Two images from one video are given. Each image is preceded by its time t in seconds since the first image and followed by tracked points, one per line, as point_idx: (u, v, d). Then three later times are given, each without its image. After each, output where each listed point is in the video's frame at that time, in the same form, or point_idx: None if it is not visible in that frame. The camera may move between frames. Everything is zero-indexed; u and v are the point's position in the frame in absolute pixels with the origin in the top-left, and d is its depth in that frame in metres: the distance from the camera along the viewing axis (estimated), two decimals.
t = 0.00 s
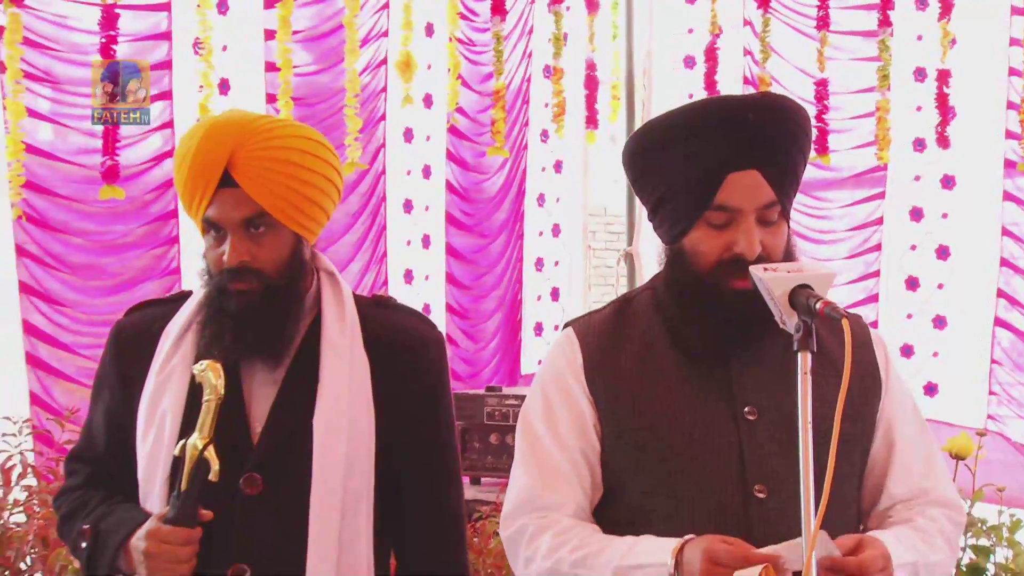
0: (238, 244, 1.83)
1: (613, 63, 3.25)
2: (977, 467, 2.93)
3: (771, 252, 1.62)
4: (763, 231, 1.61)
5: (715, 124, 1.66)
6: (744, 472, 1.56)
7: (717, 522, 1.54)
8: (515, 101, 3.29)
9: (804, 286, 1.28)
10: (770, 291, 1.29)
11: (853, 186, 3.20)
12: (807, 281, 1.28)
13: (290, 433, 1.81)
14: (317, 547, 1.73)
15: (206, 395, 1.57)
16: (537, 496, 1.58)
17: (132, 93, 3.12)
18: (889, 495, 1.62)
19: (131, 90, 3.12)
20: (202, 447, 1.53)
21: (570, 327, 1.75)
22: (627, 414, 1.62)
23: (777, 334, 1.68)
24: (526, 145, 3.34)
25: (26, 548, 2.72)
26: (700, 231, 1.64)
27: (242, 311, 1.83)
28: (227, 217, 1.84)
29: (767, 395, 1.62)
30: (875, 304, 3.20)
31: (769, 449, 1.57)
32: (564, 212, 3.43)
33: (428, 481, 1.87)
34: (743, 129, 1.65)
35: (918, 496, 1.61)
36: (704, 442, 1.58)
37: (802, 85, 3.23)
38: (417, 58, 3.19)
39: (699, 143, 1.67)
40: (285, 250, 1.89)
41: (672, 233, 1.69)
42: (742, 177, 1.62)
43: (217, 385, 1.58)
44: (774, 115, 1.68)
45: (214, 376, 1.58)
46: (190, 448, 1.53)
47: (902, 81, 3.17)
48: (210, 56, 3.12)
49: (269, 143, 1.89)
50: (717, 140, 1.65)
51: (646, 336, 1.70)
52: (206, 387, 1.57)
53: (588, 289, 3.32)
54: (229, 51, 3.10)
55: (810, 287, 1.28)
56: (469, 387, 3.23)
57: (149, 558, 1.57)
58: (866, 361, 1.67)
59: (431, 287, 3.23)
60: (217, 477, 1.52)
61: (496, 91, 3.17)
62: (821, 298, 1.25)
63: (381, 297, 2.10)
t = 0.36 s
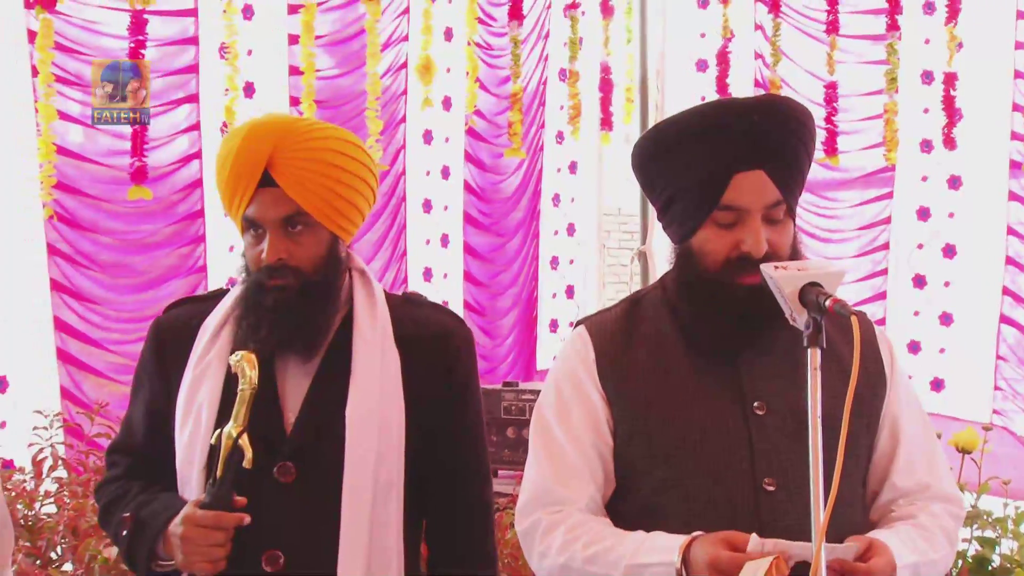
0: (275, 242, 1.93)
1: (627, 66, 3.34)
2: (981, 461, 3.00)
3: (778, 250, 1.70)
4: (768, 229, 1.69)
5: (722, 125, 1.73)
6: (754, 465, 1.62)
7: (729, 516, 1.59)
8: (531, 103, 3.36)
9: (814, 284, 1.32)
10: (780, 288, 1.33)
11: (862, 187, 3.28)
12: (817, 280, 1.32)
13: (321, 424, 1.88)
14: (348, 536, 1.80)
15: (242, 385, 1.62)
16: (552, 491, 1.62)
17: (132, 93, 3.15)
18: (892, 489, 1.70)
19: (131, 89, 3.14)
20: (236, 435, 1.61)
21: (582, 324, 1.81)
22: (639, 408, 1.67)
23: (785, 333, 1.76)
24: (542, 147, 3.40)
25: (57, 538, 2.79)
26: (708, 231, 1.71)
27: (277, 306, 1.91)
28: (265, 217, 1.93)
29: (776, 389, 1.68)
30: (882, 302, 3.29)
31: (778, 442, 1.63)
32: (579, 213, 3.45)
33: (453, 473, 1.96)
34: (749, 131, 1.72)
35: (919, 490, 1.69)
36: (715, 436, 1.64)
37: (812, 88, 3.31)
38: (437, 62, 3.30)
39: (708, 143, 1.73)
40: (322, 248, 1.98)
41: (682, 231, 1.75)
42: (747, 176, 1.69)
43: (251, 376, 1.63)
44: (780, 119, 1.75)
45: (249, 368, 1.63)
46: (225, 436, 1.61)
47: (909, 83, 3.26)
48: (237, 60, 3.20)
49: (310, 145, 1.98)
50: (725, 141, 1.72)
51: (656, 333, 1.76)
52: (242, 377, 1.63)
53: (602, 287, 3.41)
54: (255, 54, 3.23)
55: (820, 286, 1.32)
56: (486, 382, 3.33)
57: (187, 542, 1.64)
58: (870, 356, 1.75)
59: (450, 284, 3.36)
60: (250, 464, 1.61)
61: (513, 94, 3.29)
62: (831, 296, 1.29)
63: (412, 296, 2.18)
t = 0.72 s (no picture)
0: (291, 239, 2.01)
1: (634, 72, 3.43)
2: (981, 456, 3.08)
3: (778, 248, 1.77)
4: (771, 231, 1.77)
5: (726, 129, 1.81)
6: (757, 460, 1.69)
7: (732, 507, 1.68)
8: (540, 107, 3.45)
9: (817, 284, 1.35)
10: (784, 287, 1.37)
11: (864, 189, 3.36)
12: (820, 280, 1.35)
13: (339, 422, 1.95)
14: (366, 529, 1.87)
15: (261, 387, 1.64)
16: (558, 484, 1.71)
17: (133, 95, 3.20)
18: (893, 484, 1.77)
19: (131, 90, 3.20)
20: (256, 435, 1.64)
21: (590, 322, 1.89)
22: (646, 405, 1.75)
23: (788, 330, 1.82)
24: (551, 150, 3.49)
25: (80, 530, 2.84)
26: (711, 231, 1.79)
27: (293, 303, 1.98)
28: (280, 214, 2.01)
29: (780, 386, 1.75)
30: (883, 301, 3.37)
31: (781, 438, 1.71)
32: (587, 213, 3.54)
33: (466, 470, 2.04)
34: (757, 139, 1.79)
35: (918, 486, 1.76)
36: (720, 432, 1.71)
37: (815, 93, 3.40)
38: (449, 68, 3.39)
39: (712, 147, 1.81)
40: (336, 245, 2.06)
41: (687, 232, 1.84)
42: (750, 180, 1.77)
43: (270, 377, 1.65)
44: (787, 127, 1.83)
45: (267, 370, 1.65)
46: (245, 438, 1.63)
47: (910, 88, 3.34)
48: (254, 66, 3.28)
49: (325, 145, 2.06)
50: (728, 145, 1.80)
51: (663, 331, 1.83)
52: (260, 378, 1.65)
53: (609, 286, 3.50)
54: (271, 60, 3.28)
55: (824, 285, 1.35)
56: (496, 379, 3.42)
57: (208, 541, 1.73)
58: (871, 353, 1.82)
59: (461, 284, 3.46)
60: (269, 464, 1.64)
61: (523, 99, 3.38)
62: (833, 294, 1.32)
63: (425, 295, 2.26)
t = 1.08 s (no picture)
0: (310, 239, 2.05)
1: (646, 76, 3.51)
2: (985, 450, 3.16)
3: (787, 248, 1.84)
4: (783, 230, 1.84)
5: (740, 130, 1.88)
6: (766, 453, 1.76)
7: (742, 498, 1.74)
8: (553, 111, 3.53)
9: (824, 282, 1.41)
10: (791, 285, 1.42)
11: (870, 190, 3.43)
12: (827, 278, 1.41)
13: (360, 418, 2.01)
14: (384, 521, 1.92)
15: (282, 387, 1.63)
16: (572, 474, 1.76)
17: (133, 94, 3.27)
18: (898, 478, 1.83)
19: (131, 89, 3.27)
20: (275, 435, 1.61)
21: (603, 318, 1.96)
22: (656, 399, 1.82)
23: (794, 330, 1.90)
24: (564, 151, 3.57)
25: (107, 522, 2.93)
26: (724, 229, 1.86)
27: (313, 300, 2.04)
28: (302, 215, 2.04)
29: (786, 382, 1.82)
30: (889, 299, 3.43)
31: (788, 432, 1.78)
32: (599, 214, 3.63)
33: (481, 466, 2.11)
34: (769, 140, 1.86)
35: (921, 479, 1.83)
36: (729, 426, 1.78)
37: (822, 95, 3.46)
38: (464, 72, 3.48)
39: (726, 148, 1.88)
40: (355, 244, 2.11)
41: (699, 230, 1.90)
42: (762, 180, 1.84)
43: (291, 377, 1.64)
44: (799, 128, 1.90)
45: (289, 369, 1.64)
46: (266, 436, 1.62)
47: (915, 91, 3.43)
48: (276, 70, 3.40)
49: (345, 145, 2.09)
50: (741, 146, 1.87)
51: (674, 328, 1.91)
52: (281, 378, 1.64)
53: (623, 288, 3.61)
54: (293, 64, 3.42)
55: (830, 283, 1.41)
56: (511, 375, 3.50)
57: (230, 535, 1.78)
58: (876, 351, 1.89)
59: (476, 282, 3.55)
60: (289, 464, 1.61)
61: (538, 101, 3.44)
62: (840, 293, 1.37)
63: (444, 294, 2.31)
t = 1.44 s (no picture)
0: (336, 240, 2.05)
1: (655, 79, 3.61)
2: (987, 446, 3.22)
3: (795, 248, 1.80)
4: (788, 228, 1.80)
5: (744, 130, 1.85)
6: (770, 450, 1.73)
7: (746, 492, 1.71)
8: (564, 114, 3.62)
9: (829, 281, 1.39)
10: (797, 285, 1.41)
11: (873, 191, 3.55)
12: (833, 276, 1.39)
13: (380, 422, 1.98)
14: (403, 519, 1.91)
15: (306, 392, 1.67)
16: (581, 469, 1.72)
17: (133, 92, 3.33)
18: (898, 471, 1.84)
19: (132, 88, 3.32)
20: (302, 438, 1.65)
21: (610, 316, 1.91)
22: (661, 396, 1.78)
23: (801, 325, 1.86)
24: (575, 154, 3.67)
25: (130, 514, 2.99)
26: (730, 231, 1.82)
27: (337, 300, 2.02)
28: (328, 217, 2.04)
29: (793, 378, 1.79)
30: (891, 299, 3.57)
31: (794, 428, 1.75)
32: (609, 214, 3.76)
33: (502, 462, 2.06)
34: (771, 142, 1.82)
35: (920, 472, 1.83)
36: (733, 423, 1.75)
37: (828, 99, 3.55)
38: (478, 76, 3.56)
39: (730, 149, 1.84)
40: (380, 247, 2.10)
41: (705, 232, 1.86)
42: (767, 181, 1.80)
43: (317, 381, 1.69)
44: (803, 128, 1.86)
45: (315, 374, 1.69)
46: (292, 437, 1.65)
47: (918, 95, 3.51)
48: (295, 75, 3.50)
49: (369, 148, 2.10)
50: (745, 146, 1.83)
51: (678, 325, 1.86)
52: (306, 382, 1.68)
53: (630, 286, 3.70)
54: (310, 69, 3.51)
55: (835, 282, 1.39)
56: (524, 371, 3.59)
57: (255, 533, 1.75)
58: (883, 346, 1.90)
59: (489, 282, 3.62)
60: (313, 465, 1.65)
61: (550, 106, 3.53)
62: (845, 291, 1.36)
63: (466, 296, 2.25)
